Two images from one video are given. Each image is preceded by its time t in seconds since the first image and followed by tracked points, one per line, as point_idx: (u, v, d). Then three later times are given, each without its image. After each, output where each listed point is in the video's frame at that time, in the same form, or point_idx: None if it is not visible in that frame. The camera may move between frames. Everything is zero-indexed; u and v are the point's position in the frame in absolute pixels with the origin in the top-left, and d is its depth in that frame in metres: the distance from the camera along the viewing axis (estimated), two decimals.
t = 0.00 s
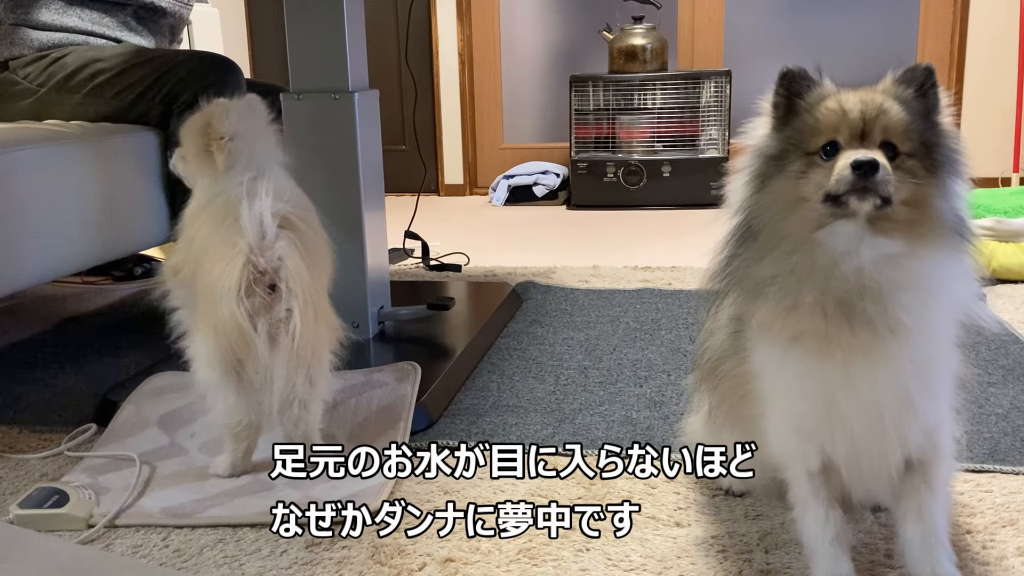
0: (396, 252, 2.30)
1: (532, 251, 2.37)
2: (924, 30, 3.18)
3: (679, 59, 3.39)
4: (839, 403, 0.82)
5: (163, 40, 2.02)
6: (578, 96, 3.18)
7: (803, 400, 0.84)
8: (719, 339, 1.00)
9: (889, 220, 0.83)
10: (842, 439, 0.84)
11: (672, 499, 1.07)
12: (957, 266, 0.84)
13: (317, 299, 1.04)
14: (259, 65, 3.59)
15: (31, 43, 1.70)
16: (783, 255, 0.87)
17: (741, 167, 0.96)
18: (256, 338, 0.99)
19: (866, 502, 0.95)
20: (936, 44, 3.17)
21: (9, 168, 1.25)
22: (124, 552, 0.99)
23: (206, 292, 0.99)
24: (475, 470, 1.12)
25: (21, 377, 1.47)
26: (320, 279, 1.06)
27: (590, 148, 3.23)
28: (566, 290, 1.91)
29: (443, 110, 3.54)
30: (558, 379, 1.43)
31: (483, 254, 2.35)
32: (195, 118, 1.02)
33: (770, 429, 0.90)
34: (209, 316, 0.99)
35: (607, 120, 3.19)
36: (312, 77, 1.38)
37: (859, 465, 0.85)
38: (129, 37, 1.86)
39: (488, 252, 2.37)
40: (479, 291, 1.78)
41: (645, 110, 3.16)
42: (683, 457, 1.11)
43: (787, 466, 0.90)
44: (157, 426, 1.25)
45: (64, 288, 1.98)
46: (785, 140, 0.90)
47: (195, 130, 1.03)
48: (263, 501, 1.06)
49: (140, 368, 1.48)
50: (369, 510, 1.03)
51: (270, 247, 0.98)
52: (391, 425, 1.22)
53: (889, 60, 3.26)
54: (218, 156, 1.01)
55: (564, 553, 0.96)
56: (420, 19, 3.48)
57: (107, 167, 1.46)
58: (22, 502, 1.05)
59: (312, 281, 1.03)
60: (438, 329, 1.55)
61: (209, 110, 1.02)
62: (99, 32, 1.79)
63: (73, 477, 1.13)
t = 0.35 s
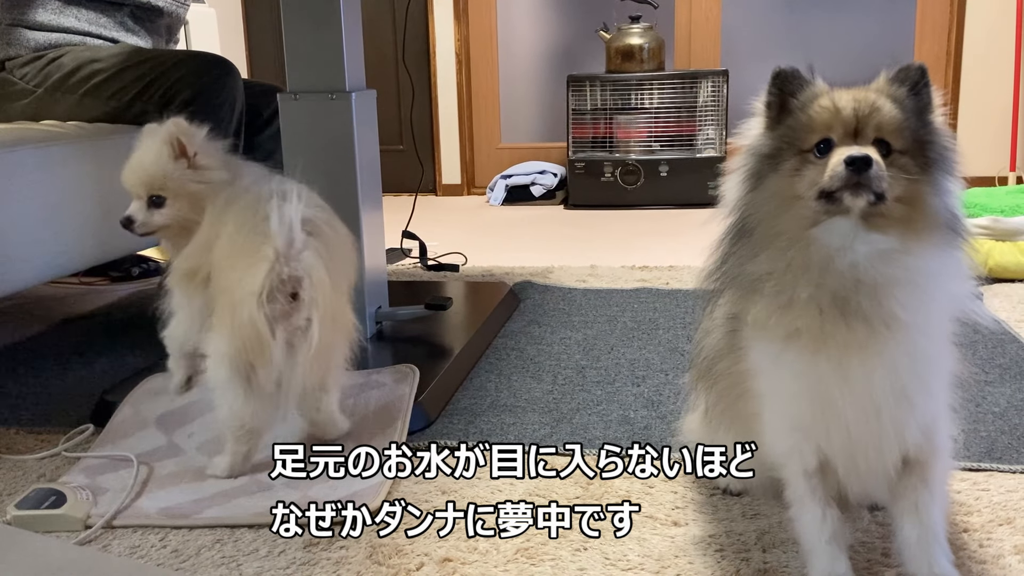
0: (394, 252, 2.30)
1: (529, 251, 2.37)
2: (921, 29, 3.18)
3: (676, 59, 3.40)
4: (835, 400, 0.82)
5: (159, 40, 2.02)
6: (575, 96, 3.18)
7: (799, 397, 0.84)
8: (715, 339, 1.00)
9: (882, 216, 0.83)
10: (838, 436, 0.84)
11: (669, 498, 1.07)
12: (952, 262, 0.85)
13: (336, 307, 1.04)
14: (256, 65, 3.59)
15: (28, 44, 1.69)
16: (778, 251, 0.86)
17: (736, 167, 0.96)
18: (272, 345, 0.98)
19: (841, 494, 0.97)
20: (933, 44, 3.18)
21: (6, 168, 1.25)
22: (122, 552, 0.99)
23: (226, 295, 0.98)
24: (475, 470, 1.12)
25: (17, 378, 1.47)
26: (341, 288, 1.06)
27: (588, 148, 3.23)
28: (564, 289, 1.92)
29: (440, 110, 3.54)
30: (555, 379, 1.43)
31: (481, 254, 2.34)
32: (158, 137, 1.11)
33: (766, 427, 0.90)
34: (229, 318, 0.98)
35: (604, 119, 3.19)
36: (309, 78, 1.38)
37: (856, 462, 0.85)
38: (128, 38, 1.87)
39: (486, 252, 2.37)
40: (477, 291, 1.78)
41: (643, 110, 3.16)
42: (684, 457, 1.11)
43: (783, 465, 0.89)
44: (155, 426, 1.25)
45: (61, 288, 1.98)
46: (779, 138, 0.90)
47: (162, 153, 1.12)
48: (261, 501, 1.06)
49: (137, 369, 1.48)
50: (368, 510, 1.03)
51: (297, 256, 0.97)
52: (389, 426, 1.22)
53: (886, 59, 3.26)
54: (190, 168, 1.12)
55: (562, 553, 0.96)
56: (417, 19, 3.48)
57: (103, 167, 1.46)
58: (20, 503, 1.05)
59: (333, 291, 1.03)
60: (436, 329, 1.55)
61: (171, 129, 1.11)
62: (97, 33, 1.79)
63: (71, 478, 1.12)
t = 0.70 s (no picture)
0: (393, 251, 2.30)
1: (528, 251, 2.37)
2: (919, 29, 3.18)
3: (675, 59, 3.40)
4: (833, 399, 0.82)
5: (157, 40, 2.01)
6: (574, 96, 3.18)
7: (798, 397, 0.84)
8: (713, 339, 1.00)
9: (880, 215, 0.83)
10: (836, 435, 0.84)
11: (668, 499, 1.07)
12: (949, 261, 0.85)
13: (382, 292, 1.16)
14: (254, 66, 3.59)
15: (27, 43, 1.70)
16: (776, 250, 0.86)
17: (734, 167, 0.96)
18: (364, 334, 1.09)
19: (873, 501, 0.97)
20: (931, 43, 3.18)
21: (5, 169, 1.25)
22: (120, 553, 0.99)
23: (310, 319, 1.02)
24: (475, 470, 1.12)
25: (17, 378, 1.47)
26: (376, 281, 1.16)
27: (587, 148, 3.23)
28: (563, 290, 1.92)
29: (439, 110, 3.54)
30: (554, 379, 1.43)
31: (479, 254, 2.34)
32: (113, 196, 0.93)
33: (764, 427, 0.90)
34: (314, 340, 1.03)
35: (603, 120, 3.19)
36: (308, 78, 1.38)
37: (854, 462, 0.85)
38: (125, 38, 1.87)
39: (485, 252, 2.37)
40: (476, 292, 1.78)
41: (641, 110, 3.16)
42: (684, 458, 1.10)
43: (782, 465, 0.89)
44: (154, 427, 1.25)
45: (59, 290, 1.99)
46: (777, 138, 0.90)
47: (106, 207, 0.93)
48: (260, 503, 1.06)
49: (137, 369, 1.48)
50: (368, 510, 1.03)
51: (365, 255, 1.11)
52: (390, 426, 1.21)
53: (884, 59, 3.27)
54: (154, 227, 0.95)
55: (561, 553, 0.96)
56: (416, 20, 3.48)
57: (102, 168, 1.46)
58: (19, 503, 1.05)
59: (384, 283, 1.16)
60: (435, 329, 1.55)
61: (121, 183, 0.93)
62: (96, 33, 1.79)
63: (70, 478, 1.12)
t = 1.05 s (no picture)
0: (392, 252, 2.30)
1: (528, 251, 2.37)
2: (918, 30, 3.19)
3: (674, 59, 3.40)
4: (833, 399, 0.82)
5: (157, 41, 2.01)
6: (574, 96, 3.18)
7: (797, 397, 0.83)
8: (713, 340, 1.00)
9: (880, 215, 0.83)
10: (836, 436, 0.84)
11: (667, 498, 1.07)
12: (949, 261, 0.85)
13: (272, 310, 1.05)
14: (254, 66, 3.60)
15: (25, 44, 1.70)
16: (776, 251, 0.87)
17: (733, 168, 0.96)
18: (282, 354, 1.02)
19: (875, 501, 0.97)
20: (931, 43, 3.18)
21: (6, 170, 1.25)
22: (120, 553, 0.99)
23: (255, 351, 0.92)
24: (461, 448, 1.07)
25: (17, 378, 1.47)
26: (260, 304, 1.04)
27: (587, 148, 3.24)
28: (563, 290, 1.92)
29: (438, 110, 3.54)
30: (554, 379, 1.43)
31: (479, 254, 2.35)
32: None
33: (764, 428, 0.90)
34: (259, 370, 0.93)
35: (603, 120, 3.19)
36: (308, 78, 1.38)
37: (854, 462, 0.85)
38: (124, 38, 1.87)
39: (484, 252, 2.37)
40: (475, 292, 1.78)
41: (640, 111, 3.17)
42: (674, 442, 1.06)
43: (782, 465, 0.89)
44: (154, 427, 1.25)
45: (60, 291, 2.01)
46: (776, 139, 0.91)
47: None
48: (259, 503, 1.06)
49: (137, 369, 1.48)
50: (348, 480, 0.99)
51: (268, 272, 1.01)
52: (387, 424, 1.22)
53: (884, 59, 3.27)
54: (35, 316, 0.65)
55: (560, 553, 0.95)
56: (416, 20, 3.49)
57: (102, 169, 1.46)
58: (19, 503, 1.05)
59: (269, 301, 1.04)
60: (435, 329, 1.55)
61: None
62: (94, 34, 1.79)
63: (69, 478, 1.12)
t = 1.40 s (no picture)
0: (392, 252, 2.30)
1: (528, 252, 2.37)
2: (918, 31, 3.19)
3: (674, 60, 3.40)
4: (834, 400, 0.82)
5: (157, 41, 2.01)
6: (574, 97, 3.18)
7: (798, 397, 0.83)
8: (713, 340, 1.00)
9: (882, 217, 0.84)
10: (837, 436, 0.84)
11: (667, 498, 1.07)
12: (951, 262, 0.85)
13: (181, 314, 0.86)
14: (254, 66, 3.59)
15: (26, 44, 1.70)
16: (778, 252, 0.87)
17: (734, 168, 0.97)
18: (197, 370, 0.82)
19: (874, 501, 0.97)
20: (931, 44, 3.18)
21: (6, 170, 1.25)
22: (120, 553, 0.99)
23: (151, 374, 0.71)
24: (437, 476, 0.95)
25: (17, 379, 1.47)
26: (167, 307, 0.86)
27: (587, 148, 3.24)
28: (563, 290, 1.92)
29: (438, 110, 3.54)
30: (554, 380, 1.43)
31: (479, 254, 2.35)
32: None
33: (765, 428, 0.90)
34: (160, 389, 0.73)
35: (603, 121, 3.19)
36: (308, 78, 1.38)
37: (854, 463, 0.85)
38: (125, 38, 1.86)
39: (484, 253, 2.37)
40: (475, 292, 1.78)
41: (640, 111, 3.17)
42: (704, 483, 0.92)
43: (782, 466, 0.89)
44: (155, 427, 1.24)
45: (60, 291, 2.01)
46: (779, 140, 0.91)
47: None
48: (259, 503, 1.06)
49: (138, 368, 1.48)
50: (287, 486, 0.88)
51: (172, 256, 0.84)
52: (387, 423, 1.22)
53: (883, 60, 3.27)
54: None
55: (561, 553, 0.95)
56: (416, 21, 3.49)
57: (102, 169, 1.45)
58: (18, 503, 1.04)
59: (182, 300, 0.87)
60: (435, 330, 1.55)
61: None
62: (95, 33, 1.79)
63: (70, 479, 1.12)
